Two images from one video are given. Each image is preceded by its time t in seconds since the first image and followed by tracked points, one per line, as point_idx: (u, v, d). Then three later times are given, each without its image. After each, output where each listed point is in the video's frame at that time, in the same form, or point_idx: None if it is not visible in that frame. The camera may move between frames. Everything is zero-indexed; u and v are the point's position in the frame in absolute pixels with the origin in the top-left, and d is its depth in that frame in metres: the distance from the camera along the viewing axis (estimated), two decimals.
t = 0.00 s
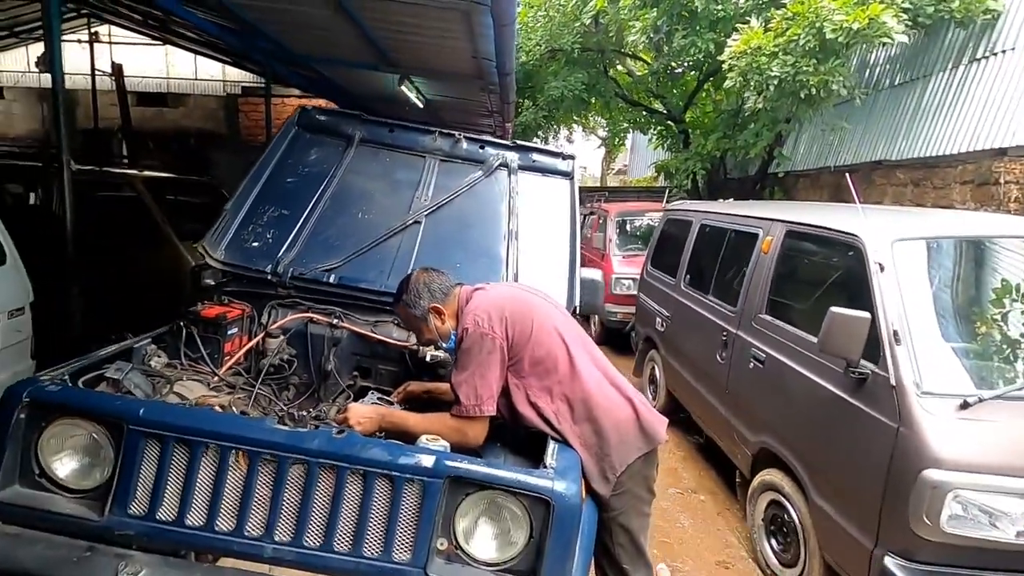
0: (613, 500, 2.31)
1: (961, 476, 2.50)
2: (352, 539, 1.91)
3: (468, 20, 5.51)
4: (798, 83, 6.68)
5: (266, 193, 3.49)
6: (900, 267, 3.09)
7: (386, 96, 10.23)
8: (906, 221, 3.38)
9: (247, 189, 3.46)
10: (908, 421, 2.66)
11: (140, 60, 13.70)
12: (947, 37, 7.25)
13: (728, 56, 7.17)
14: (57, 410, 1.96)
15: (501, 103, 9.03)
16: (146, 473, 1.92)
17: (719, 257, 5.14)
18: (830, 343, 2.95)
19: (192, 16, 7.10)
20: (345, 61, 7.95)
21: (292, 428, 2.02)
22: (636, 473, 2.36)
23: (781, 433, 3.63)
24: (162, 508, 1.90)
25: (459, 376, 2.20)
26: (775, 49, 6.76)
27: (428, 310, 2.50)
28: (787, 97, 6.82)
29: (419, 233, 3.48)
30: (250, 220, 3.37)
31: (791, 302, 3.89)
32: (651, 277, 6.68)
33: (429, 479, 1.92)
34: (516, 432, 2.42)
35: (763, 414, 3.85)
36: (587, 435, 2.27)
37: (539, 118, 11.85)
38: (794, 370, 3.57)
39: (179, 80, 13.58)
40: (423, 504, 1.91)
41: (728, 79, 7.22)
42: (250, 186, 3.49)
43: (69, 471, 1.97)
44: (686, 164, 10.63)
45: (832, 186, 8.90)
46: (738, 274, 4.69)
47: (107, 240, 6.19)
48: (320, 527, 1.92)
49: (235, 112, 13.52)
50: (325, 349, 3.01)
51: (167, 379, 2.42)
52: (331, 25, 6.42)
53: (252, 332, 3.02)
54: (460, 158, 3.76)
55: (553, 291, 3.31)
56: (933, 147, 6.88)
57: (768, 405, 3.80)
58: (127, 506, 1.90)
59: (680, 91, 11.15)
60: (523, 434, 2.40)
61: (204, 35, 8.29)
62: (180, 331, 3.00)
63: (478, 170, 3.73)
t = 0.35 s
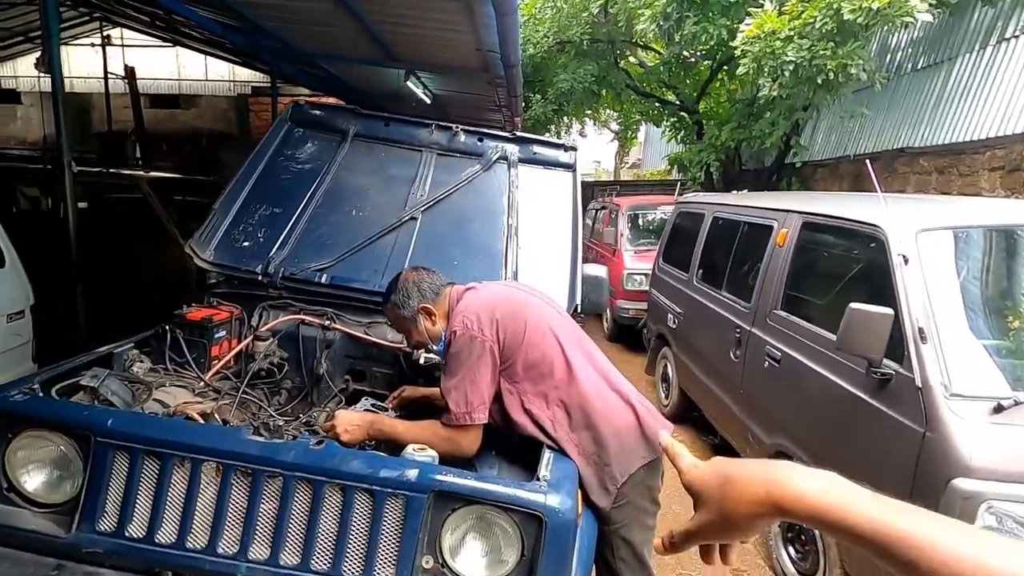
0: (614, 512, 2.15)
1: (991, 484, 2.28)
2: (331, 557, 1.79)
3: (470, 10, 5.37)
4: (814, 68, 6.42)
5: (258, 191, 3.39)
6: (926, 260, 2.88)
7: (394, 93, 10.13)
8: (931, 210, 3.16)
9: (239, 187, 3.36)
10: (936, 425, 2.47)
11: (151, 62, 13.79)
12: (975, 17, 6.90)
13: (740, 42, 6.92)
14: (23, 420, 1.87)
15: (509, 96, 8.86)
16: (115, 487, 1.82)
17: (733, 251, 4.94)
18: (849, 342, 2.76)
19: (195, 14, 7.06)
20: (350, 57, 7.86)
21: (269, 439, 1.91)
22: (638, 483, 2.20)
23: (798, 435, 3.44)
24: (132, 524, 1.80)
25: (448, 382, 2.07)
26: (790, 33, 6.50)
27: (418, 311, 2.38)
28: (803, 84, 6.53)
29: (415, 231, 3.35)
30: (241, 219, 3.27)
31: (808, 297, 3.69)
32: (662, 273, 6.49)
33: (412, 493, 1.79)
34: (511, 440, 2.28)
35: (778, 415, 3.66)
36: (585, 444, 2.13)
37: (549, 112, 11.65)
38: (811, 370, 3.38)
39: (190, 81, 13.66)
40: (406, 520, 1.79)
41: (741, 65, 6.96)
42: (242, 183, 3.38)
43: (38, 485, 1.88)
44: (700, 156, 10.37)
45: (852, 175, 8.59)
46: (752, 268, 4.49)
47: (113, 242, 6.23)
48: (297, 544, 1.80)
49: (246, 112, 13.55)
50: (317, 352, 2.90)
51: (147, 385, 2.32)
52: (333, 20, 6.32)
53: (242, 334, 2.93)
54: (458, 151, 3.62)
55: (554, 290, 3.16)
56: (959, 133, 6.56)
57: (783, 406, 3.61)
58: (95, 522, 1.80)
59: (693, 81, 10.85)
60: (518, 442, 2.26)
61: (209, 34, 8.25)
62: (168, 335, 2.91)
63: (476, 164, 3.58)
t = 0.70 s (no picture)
0: (617, 519, 2.10)
1: (1010, 492, 2.23)
2: (325, 564, 1.75)
3: (473, 7, 5.31)
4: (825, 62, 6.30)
5: (258, 190, 3.35)
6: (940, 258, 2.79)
7: (399, 91, 10.09)
8: (946, 206, 3.06)
9: (238, 187, 3.33)
10: (951, 429, 2.39)
11: (159, 63, 13.86)
12: (991, 8, 6.74)
13: (748, 36, 6.82)
14: (14, 425, 1.84)
15: (514, 93, 8.80)
16: (107, 492, 1.79)
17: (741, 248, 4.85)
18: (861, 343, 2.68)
19: (199, 14, 7.05)
20: (354, 55, 7.82)
21: (262, 444, 1.87)
22: (642, 488, 2.14)
23: (807, 436, 3.36)
24: (123, 530, 1.77)
25: (447, 386, 2.03)
26: (799, 26, 6.39)
27: (416, 314, 2.34)
28: (813, 78, 6.41)
29: (415, 230, 3.30)
30: (240, 220, 3.23)
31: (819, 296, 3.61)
32: (669, 271, 6.41)
33: (407, 500, 1.74)
34: (512, 444, 2.23)
35: (787, 417, 3.58)
36: (588, 449, 2.07)
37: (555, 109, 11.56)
38: (821, 370, 3.31)
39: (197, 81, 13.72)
40: (402, 528, 1.74)
41: (749, 60, 6.85)
42: (242, 184, 3.35)
43: (30, 491, 1.85)
44: (708, 152, 10.24)
45: (863, 171, 8.45)
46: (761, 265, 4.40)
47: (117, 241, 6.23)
48: (291, 552, 1.76)
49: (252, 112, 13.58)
50: (316, 353, 2.87)
51: (143, 388, 2.30)
52: (335, 17, 6.28)
53: (241, 336, 2.90)
54: (460, 149, 3.57)
55: (557, 290, 3.10)
56: (973, 127, 6.42)
57: (792, 408, 3.53)
58: (87, 529, 1.77)
59: (700, 77, 10.74)
60: (519, 447, 2.21)
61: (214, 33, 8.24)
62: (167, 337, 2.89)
63: (477, 162, 3.53)
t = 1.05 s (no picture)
0: (627, 515, 2.11)
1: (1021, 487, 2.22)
2: (339, 560, 1.76)
3: (477, 6, 5.32)
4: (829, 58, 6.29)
5: (265, 190, 3.37)
6: (948, 254, 2.78)
7: (402, 91, 10.10)
8: (953, 202, 3.06)
9: (246, 187, 3.34)
10: (960, 424, 2.39)
11: (162, 64, 13.91)
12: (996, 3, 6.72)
13: (752, 33, 6.82)
14: (29, 424, 1.86)
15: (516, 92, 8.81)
16: (123, 489, 1.81)
17: (746, 246, 4.85)
18: (869, 339, 2.68)
19: (204, 16, 7.08)
20: (357, 55, 7.83)
21: (276, 441, 1.88)
22: (652, 484, 2.15)
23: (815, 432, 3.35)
24: (139, 527, 1.78)
25: (457, 384, 2.04)
26: (803, 23, 6.41)
27: (425, 313, 2.35)
28: (817, 75, 6.39)
29: (423, 229, 3.31)
30: (248, 220, 3.25)
31: (826, 293, 3.61)
32: (674, 268, 6.42)
33: (421, 496, 1.76)
34: (522, 441, 2.24)
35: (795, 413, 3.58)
36: (598, 444, 2.08)
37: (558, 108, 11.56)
38: (829, 367, 3.30)
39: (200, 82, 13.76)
40: (415, 524, 1.75)
41: (753, 57, 6.85)
42: (249, 184, 3.36)
43: (46, 488, 1.87)
44: (711, 150, 10.21)
45: (867, 168, 8.43)
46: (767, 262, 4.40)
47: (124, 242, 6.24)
48: (306, 548, 1.77)
49: (255, 113, 13.61)
50: (325, 351, 2.88)
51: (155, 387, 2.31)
52: (340, 18, 6.30)
53: (250, 335, 2.91)
54: (466, 148, 3.58)
55: (564, 288, 3.09)
56: (979, 122, 6.41)
57: (800, 404, 3.53)
58: (103, 526, 1.79)
59: (703, 75, 10.74)
60: (530, 444, 2.22)
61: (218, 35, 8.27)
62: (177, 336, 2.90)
63: (484, 161, 3.54)
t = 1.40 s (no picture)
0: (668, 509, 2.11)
1: None
2: (386, 557, 1.75)
3: (488, 3, 5.31)
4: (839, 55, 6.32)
5: (285, 186, 3.34)
6: (975, 247, 2.80)
7: (405, 88, 10.07)
8: (976, 196, 3.07)
9: (265, 184, 3.31)
10: (993, 416, 2.40)
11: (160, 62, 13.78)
12: None
13: (761, 30, 6.84)
14: (69, 422, 1.83)
15: (520, 90, 8.79)
16: (165, 485, 1.78)
17: (759, 242, 4.86)
18: (898, 332, 2.68)
19: (209, 12, 7.03)
20: (362, 52, 7.80)
21: (319, 437, 1.86)
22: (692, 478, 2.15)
23: (838, 427, 3.36)
24: (182, 525, 1.76)
25: (497, 380, 2.02)
26: (813, 20, 6.45)
27: (457, 311, 2.33)
28: (827, 71, 6.41)
29: (445, 224, 3.30)
30: (269, 216, 3.22)
31: (845, 288, 3.62)
32: (682, 265, 6.43)
33: (469, 491, 1.74)
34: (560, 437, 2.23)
35: (816, 408, 3.58)
36: (638, 438, 2.07)
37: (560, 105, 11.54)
38: (852, 362, 3.31)
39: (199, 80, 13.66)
40: (464, 519, 1.74)
41: (761, 53, 6.87)
42: (269, 180, 3.33)
43: (86, 486, 1.85)
44: (713, 147, 10.21)
45: (871, 164, 8.48)
46: (782, 258, 4.40)
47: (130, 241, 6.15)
48: (352, 544, 1.76)
49: (254, 111, 13.52)
50: (351, 348, 2.86)
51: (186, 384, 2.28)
52: (348, 15, 6.28)
53: (275, 331, 2.88)
54: (486, 144, 3.56)
55: (590, 283, 3.08)
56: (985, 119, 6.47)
57: (821, 399, 3.54)
58: (146, 524, 1.76)
59: (705, 71, 10.74)
60: (568, 439, 2.21)
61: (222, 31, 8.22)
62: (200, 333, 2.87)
63: (504, 156, 3.52)
